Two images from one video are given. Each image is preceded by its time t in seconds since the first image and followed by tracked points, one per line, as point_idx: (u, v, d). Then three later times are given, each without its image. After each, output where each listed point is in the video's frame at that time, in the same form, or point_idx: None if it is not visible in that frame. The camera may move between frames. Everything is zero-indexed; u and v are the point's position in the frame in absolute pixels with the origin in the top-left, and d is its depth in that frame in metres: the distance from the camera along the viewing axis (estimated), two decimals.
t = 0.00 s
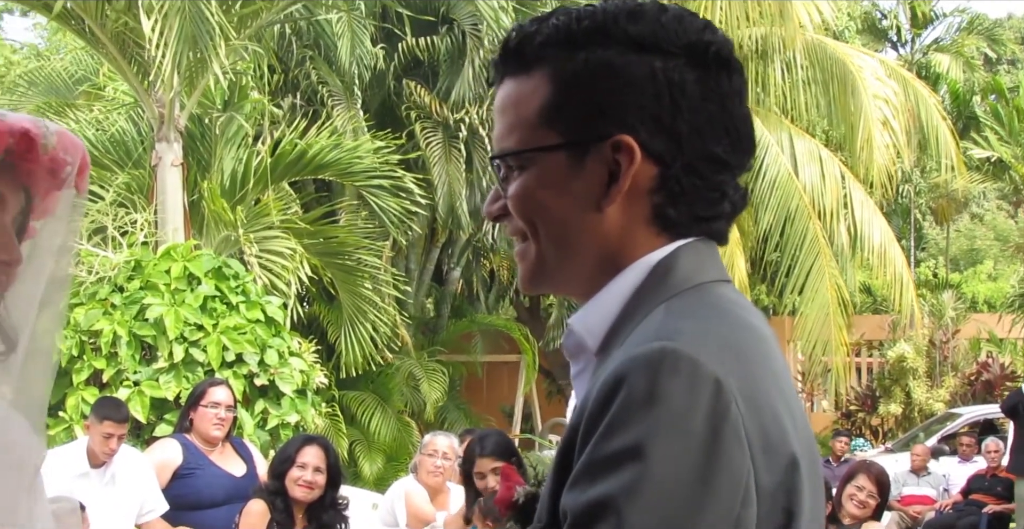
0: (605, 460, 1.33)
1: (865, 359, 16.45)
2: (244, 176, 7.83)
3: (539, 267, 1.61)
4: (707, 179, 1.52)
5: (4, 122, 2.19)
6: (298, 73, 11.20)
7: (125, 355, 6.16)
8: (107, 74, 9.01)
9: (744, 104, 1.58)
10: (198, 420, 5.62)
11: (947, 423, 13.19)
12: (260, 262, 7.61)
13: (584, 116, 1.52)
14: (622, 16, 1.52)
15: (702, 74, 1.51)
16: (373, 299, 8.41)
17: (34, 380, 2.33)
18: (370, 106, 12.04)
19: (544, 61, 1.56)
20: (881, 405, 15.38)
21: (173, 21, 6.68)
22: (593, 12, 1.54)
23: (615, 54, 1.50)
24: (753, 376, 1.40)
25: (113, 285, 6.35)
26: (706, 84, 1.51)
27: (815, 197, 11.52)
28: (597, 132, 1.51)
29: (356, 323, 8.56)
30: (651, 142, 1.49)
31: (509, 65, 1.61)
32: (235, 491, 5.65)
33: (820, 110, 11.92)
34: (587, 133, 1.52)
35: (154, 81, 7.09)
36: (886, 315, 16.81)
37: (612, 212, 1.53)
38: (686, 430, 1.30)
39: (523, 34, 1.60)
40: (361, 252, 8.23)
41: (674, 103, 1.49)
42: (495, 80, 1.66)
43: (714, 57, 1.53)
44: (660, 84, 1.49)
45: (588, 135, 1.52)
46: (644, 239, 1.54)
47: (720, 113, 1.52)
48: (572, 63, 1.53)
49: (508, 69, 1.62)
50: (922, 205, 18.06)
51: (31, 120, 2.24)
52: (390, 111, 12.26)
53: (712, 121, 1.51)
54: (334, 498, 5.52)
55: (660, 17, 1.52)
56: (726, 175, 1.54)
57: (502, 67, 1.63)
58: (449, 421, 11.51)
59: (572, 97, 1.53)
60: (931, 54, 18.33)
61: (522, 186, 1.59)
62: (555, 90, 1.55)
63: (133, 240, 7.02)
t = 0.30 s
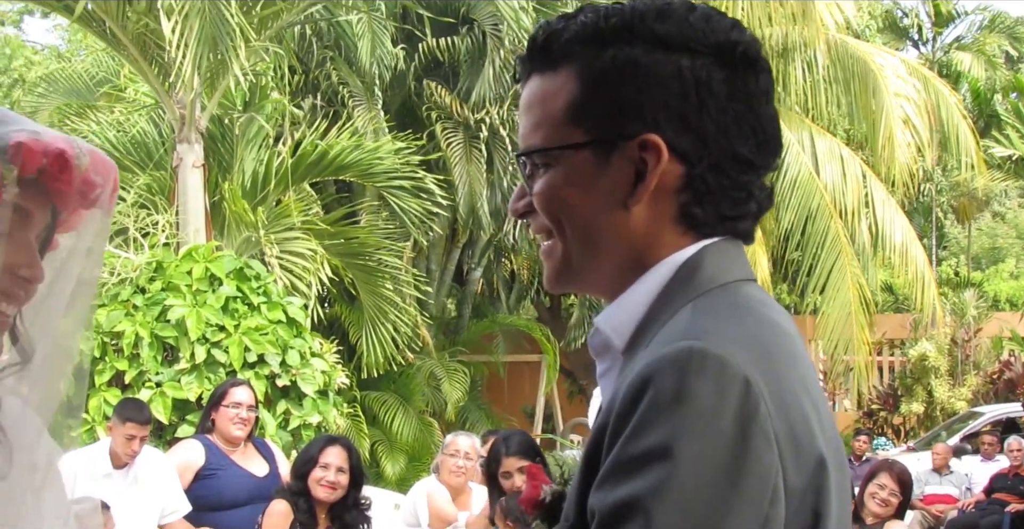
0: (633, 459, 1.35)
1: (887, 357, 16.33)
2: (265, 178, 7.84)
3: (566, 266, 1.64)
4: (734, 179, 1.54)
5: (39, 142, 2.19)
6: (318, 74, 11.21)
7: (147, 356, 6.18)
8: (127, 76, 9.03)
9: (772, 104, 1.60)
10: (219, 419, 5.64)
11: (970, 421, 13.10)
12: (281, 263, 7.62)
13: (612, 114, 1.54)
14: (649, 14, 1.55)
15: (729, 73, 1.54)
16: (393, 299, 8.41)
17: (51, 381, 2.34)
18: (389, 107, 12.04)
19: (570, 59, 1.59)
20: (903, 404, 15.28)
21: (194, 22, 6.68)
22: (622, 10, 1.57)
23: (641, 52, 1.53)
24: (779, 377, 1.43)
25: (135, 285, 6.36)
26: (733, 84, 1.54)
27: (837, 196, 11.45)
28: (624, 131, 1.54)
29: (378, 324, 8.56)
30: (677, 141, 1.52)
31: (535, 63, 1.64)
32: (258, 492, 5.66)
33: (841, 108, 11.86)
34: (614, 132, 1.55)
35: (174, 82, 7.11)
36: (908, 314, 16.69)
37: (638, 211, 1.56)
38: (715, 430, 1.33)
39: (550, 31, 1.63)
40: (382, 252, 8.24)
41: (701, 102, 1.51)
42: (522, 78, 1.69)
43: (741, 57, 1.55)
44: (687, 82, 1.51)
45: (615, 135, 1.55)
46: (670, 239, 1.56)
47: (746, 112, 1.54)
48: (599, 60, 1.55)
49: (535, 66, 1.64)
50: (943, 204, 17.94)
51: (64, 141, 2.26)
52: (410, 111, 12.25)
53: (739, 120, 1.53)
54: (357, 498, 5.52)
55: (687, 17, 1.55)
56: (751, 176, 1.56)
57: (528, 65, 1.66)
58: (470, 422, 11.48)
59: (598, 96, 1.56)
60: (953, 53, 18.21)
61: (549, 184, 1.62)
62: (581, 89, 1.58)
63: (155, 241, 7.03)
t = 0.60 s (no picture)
0: (668, 458, 1.35)
1: (912, 354, 16.23)
2: (288, 178, 7.84)
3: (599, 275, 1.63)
4: (757, 168, 1.54)
5: (76, 154, 2.18)
6: (341, 73, 11.22)
7: (171, 355, 6.20)
8: (151, 75, 9.07)
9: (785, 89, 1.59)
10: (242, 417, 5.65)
11: (995, 418, 13.00)
12: (305, 262, 7.62)
13: (629, 118, 1.54)
14: (654, 13, 1.54)
15: (740, 64, 1.53)
16: (417, 297, 8.41)
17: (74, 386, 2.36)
18: (413, 106, 12.02)
19: (578, 69, 1.59)
20: (928, 401, 15.17)
21: (217, 22, 6.70)
22: (625, 12, 1.56)
23: (652, 54, 1.52)
24: (815, 374, 1.42)
25: (159, 285, 6.38)
26: (746, 74, 1.53)
27: (860, 193, 11.38)
28: (644, 132, 1.53)
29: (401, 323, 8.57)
30: (698, 137, 1.51)
31: (542, 74, 1.64)
32: (282, 491, 5.69)
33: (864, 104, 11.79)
34: (632, 134, 1.54)
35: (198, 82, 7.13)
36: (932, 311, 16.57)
37: (667, 213, 1.55)
38: (751, 429, 1.32)
39: (553, 44, 1.63)
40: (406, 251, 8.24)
41: (717, 97, 1.51)
42: (529, 91, 1.69)
43: (750, 45, 1.53)
44: (702, 79, 1.50)
45: (635, 139, 1.54)
46: (701, 235, 1.55)
47: (762, 99, 1.54)
48: (609, 66, 1.55)
49: (542, 80, 1.65)
50: (968, 200, 17.81)
51: (99, 155, 2.25)
52: (432, 109, 12.24)
53: (756, 109, 1.53)
54: (382, 496, 5.50)
55: (691, 11, 1.54)
56: (776, 162, 1.56)
57: (535, 77, 1.66)
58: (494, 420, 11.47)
59: (614, 99, 1.55)
60: (977, 48, 18.08)
61: (575, 195, 1.61)
62: (594, 95, 1.58)
63: (179, 241, 7.03)
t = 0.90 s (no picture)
0: (700, 453, 1.33)
1: (943, 346, 16.09)
2: (319, 172, 7.86)
3: (627, 271, 1.60)
4: (784, 159, 1.51)
5: (117, 160, 2.20)
6: (371, 67, 11.22)
7: (202, 350, 6.21)
8: (181, 71, 9.10)
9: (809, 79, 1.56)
10: (272, 413, 5.68)
11: None
12: (336, 256, 7.63)
13: (652, 114, 1.51)
14: (674, 8, 1.52)
15: (763, 55, 1.50)
16: (447, 291, 8.41)
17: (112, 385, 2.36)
18: (443, 100, 11.99)
19: (600, 66, 1.57)
20: (959, 394, 15.03)
21: (247, 17, 6.71)
22: (645, 8, 1.54)
23: (674, 50, 1.50)
24: (847, 367, 1.40)
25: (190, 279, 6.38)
26: (768, 64, 1.50)
27: (891, 185, 11.27)
28: (669, 127, 1.51)
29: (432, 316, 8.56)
30: (722, 131, 1.49)
31: (563, 72, 1.62)
32: (313, 486, 5.70)
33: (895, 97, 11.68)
34: (657, 129, 1.52)
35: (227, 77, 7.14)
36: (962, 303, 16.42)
37: (693, 208, 1.53)
38: (783, 424, 1.31)
39: (574, 41, 1.60)
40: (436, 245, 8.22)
41: (740, 89, 1.48)
42: (551, 89, 1.66)
43: (773, 36, 1.51)
44: (724, 72, 1.48)
45: (660, 135, 1.52)
46: (729, 228, 1.53)
47: (786, 90, 1.51)
48: (631, 64, 1.53)
49: (564, 78, 1.62)
50: (999, 193, 17.64)
51: (142, 160, 2.27)
52: (462, 103, 12.20)
53: (780, 100, 1.50)
54: (413, 490, 5.51)
55: (712, 4, 1.52)
56: (801, 151, 1.53)
57: (556, 74, 1.63)
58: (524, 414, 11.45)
59: (638, 96, 1.53)
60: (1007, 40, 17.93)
61: (601, 193, 1.59)
62: (617, 93, 1.55)
63: (209, 235, 7.04)
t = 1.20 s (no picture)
0: (720, 441, 1.33)
1: (968, 339, 15.97)
2: (342, 165, 7.93)
3: (662, 272, 1.58)
4: (811, 141, 1.50)
5: (144, 160, 2.19)
6: (393, 61, 11.23)
7: (226, 344, 6.21)
8: (204, 65, 9.14)
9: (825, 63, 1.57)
10: (300, 407, 5.67)
11: None
12: (361, 250, 7.61)
13: (675, 111, 1.50)
14: (687, 2, 1.52)
15: (780, 40, 1.51)
16: (470, 285, 8.41)
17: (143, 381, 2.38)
18: (465, 94, 11.99)
19: (618, 69, 1.56)
20: (983, 387, 14.93)
21: (269, 12, 6.69)
22: (656, 7, 1.55)
23: (692, 40, 1.50)
24: (870, 356, 1.38)
25: (213, 274, 6.38)
26: (787, 47, 1.51)
27: (915, 178, 11.18)
28: (696, 119, 1.49)
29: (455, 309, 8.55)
30: (750, 116, 1.48)
31: (581, 80, 1.60)
32: (337, 479, 5.72)
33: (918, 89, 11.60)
34: (685, 122, 1.50)
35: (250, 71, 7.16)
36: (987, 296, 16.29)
37: (727, 198, 1.50)
38: (802, 413, 1.29)
39: (588, 48, 1.59)
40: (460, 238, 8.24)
41: (763, 74, 1.48)
42: (568, 102, 1.65)
43: (786, 18, 1.52)
44: (743, 58, 1.48)
45: (688, 126, 1.50)
46: (763, 215, 1.51)
47: (806, 72, 1.51)
48: (649, 63, 1.53)
49: (582, 85, 1.61)
50: None
51: (170, 159, 2.24)
52: (485, 97, 12.19)
53: (803, 82, 1.50)
54: (437, 483, 5.50)
55: None
56: (827, 134, 1.52)
57: (572, 85, 1.62)
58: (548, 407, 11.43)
59: (662, 90, 1.51)
60: None
61: (632, 197, 1.57)
62: (637, 93, 1.54)
63: (233, 229, 7.05)
